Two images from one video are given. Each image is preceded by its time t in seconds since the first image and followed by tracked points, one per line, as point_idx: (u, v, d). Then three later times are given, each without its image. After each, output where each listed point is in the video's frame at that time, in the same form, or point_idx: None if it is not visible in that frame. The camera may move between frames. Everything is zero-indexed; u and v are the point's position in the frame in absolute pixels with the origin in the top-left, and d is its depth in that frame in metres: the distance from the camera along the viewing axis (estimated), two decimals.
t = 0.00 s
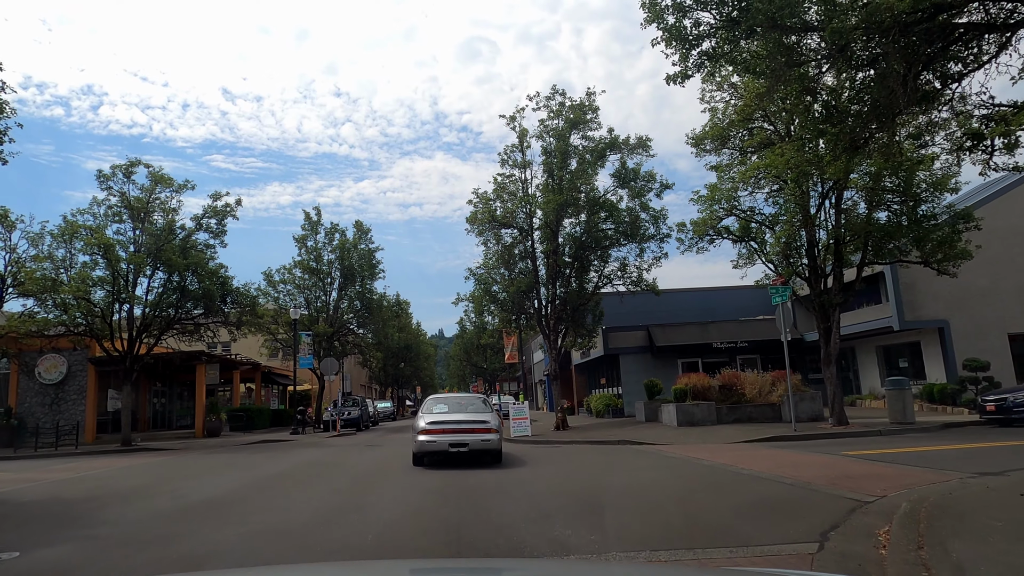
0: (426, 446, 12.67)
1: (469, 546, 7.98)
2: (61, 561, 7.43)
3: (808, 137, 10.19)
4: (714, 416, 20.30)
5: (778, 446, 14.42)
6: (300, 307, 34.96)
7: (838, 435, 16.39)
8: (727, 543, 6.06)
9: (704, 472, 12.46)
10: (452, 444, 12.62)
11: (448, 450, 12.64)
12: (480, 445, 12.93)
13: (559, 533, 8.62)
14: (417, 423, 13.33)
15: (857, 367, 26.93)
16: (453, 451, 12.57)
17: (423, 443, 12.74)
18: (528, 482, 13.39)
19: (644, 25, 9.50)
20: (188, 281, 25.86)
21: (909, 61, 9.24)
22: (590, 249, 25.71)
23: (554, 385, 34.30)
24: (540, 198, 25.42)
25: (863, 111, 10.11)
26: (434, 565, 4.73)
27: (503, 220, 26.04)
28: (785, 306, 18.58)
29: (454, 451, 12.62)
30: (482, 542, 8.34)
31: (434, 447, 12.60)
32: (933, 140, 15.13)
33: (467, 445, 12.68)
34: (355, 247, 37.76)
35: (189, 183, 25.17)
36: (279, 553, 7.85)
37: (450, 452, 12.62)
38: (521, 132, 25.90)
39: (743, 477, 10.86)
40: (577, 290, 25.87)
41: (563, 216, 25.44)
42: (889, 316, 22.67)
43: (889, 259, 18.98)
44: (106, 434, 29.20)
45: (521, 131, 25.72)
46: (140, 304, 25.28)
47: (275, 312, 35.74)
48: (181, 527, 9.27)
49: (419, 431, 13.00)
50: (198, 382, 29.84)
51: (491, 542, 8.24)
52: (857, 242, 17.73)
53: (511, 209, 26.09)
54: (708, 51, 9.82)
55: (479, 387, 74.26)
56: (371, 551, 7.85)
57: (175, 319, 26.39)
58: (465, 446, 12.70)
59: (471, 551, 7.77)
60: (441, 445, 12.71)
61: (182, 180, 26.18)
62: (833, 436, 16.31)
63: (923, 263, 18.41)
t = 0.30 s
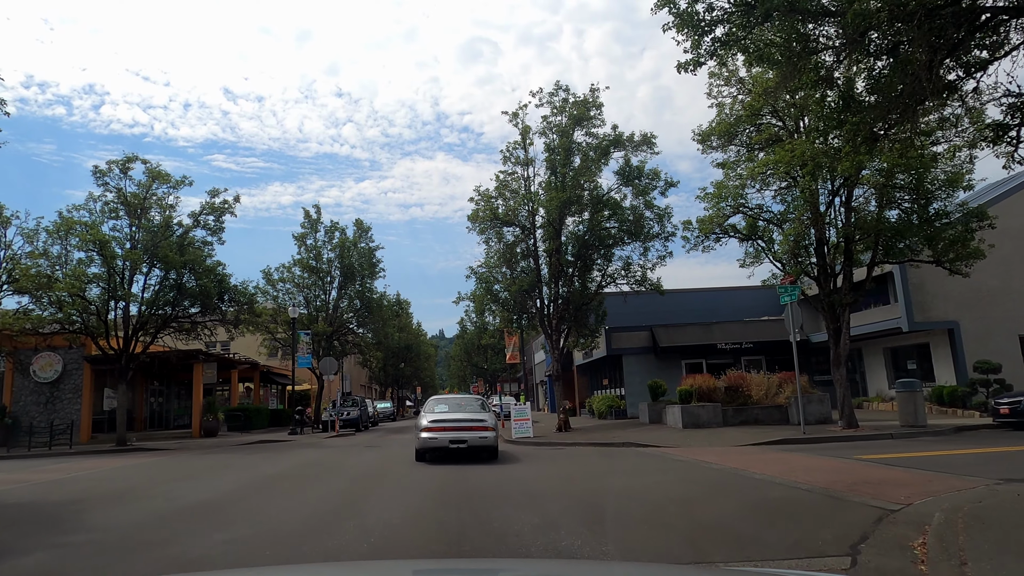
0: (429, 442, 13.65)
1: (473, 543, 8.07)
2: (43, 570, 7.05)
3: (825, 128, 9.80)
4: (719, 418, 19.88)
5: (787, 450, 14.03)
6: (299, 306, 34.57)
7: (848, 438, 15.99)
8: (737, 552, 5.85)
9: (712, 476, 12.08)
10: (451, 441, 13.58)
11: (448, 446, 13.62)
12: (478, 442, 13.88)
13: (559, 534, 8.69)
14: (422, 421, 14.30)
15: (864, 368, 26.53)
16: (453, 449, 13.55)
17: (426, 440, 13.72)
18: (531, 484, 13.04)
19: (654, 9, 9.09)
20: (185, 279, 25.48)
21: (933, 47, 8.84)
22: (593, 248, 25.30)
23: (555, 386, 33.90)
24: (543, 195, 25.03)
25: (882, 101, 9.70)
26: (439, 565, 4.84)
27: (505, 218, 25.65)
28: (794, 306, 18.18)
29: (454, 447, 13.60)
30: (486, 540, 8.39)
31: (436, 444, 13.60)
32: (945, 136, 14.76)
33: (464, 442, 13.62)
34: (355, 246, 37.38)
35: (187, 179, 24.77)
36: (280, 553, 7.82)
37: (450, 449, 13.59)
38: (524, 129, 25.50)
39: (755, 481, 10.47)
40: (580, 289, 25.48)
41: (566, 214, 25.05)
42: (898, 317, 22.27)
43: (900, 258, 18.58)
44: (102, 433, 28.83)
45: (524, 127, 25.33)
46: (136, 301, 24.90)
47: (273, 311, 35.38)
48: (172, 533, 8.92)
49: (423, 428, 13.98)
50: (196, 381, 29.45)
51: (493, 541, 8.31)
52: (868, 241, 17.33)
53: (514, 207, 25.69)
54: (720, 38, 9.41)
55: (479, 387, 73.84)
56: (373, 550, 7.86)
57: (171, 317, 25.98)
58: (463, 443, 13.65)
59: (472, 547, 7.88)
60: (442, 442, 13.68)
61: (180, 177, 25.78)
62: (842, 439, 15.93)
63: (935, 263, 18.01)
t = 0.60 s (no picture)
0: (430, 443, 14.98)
1: (480, 545, 8.24)
2: None
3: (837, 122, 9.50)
4: (724, 422, 19.53)
5: (794, 455, 13.69)
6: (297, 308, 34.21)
7: (857, 443, 15.63)
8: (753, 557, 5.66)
9: (719, 482, 11.76)
10: (450, 442, 15.06)
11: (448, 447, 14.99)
12: (476, 443, 15.28)
13: (561, 535, 8.79)
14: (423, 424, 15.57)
15: (869, 372, 26.20)
16: (452, 448, 14.91)
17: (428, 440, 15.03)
18: (533, 490, 12.73)
19: None
20: (182, 281, 25.14)
21: (952, 37, 8.57)
22: (594, 250, 24.96)
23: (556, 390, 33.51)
24: (544, 196, 24.69)
25: (896, 95, 9.43)
26: (448, 567, 4.96)
27: (505, 219, 25.33)
28: (800, 308, 17.89)
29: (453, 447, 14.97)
30: (492, 540, 8.58)
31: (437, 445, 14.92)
32: (953, 135, 14.49)
33: (462, 443, 15.06)
34: (354, 248, 37.05)
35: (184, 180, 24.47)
36: (284, 554, 7.94)
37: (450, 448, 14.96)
38: (525, 129, 25.20)
39: (765, 488, 10.14)
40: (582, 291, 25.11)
41: (567, 216, 24.73)
42: (904, 320, 21.95)
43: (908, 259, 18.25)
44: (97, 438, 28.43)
45: (524, 128, 25.03)
46: (132, 304, 24.57)
47: (271, 314, 35.03)
48: (164, 544, 8.60)
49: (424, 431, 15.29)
50: (193, 384, 29.08)
51: (493, 542, 8.43)
52: (875, 242, 17.03)
53: (515, 208, 25.37)
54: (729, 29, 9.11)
55: (480, 390, 73.37)
56: (378, 551, 7.97)
57: (167, 319, 25.63)
58: (461, 444, 15.11)
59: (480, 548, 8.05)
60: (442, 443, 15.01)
61: (177, 177, 25.46)
62: (851, 444, 15.59)
63: (944, 264, 17.67)
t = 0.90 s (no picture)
0: (431, 438, 15.57)
1: (482, 542, 8.10)
2: None
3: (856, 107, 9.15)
4: (729, 421, 19.17)
5: (805, 455, 13.34)
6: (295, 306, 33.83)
7: (868, 443, 15.25)
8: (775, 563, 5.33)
9: (728, 482, 11.44)
10: (449, 437, 15.58)
11: (447, 441, 15.54)
12: (475, 438, 15.75)
13: (560, 531, 8.69)
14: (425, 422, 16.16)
15: (875, 370, 25.82)
16: (451, 442, 15.45)
17: (428, 436, 15.60)
18: (536, 489, 12.43)
19: None
20: (179, 277, 24.75)
21: (978, 18, 8.20)
22: (596, 246, 24.58)
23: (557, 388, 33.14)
24: (546, 191, 24.30)
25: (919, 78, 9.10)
26: (448, 564, 4.89)
27: (506, 215, 24.96)
28: (809, 304, 17.55)
29: (452, 441, 15.52)
30: (495, 537, 8.43)
31: (438, 440, 15.49)
32: (964, 130, 14.15)
33: (461, 439, 15.56)
34: (354, 245, 36.68)
35: (180, 174, 24.07)
36: (283, 551, 7.84)
37: (449, 442, 15.50)
38: (527, 124, 24.82)
39: (779, 490, 9.76)
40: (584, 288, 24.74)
41: (569, 211, 24.35)
42: (912, 318, 21.57)
43: (919, 255, 17.85)
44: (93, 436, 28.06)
45: (526, 122, 24.65)
46: (127, 300, 24.17)
47: (270, 311, 34.67)
48: (154, 546, 8.31)
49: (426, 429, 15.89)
50: (190, 382, 28.70)
51: (495, 539, 8.31)
52: (885, 239, 16.67)
53: (516, 204, 24.99)
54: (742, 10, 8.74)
55: (480, 389, 72.93)
56: (378, 549, 7.82)
57: (163, 315, 25.24)
58: (459, 439, 15.61)
59: (481, 545, 7.93)
60: (441, 438, 15.58)
61: (174, 172, 25.08)
62: (860, 443, 15.23)
63: (956, 259, 17.28)
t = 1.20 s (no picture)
0: (431, 439, 15.32)
1: (481, 542, 7.84)
2: None
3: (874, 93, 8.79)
4: (735, 421, 18.78)
5: (816, 456, 12.95)
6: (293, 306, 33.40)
7: (880, 444, 14.86)
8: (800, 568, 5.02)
9: (738, 484, 11.07)
10: (449, 438, 15.25)
11: (448, 442, 15.26)
12: (476, 440, 15.47)
13: (563, 531, 8.41)
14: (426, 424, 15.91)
15: (882, 370, 25.40)
16: (452, 443, 15.17)
17: (428, 437, 15.33)
18: (539, 491, 12.07)
19: None
20: (175, 276, 24.36)
21: None
22: (598, 245, 24.17)
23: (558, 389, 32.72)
24: (547, 189, 23.89)
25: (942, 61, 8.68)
26: (448, 564, 4.59)
27: (507, 213, 24.55)
28: (817, 302, 17.19)
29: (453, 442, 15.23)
30: (496, 537, 8.15)
31: (438, 440, 15.22)
32: (975, 123, 13.79)
33: (461, 440, 15.23)
34: (352, 244, 36.25)
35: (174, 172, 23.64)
36: (280, 555, 7.60)
37: (450, 443, 15.22)
38: (527, 120, 24.43)
39: (795, 494, 9.33)
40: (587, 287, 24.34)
41: (571, 209, 23.94)
42: (921, 316, 21.16)
43: (930, 251, 17.43)
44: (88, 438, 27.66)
45: (527, 118, 24.26)
46: (121, 300, 23.75)
47: (268, 311, 34.23)
48: (143, 552, 7.97)
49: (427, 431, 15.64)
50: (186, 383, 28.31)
51: (497, 538, 8.05)
52: (895, 234, 16.28)
53: (517, 201, 24.58)
54: None
55: (481, 390, 72.44)
56: (375, 549, 7.56)
57: (158, 315, 24.85)
58: (459, 440, 15.29)
59: (479, 545, 7.67)
60: (442, 439, 15.30)
61: (169, 170, 24.68)
62: (871, 444, 14.84)
63: (968, 256, 16.86)
